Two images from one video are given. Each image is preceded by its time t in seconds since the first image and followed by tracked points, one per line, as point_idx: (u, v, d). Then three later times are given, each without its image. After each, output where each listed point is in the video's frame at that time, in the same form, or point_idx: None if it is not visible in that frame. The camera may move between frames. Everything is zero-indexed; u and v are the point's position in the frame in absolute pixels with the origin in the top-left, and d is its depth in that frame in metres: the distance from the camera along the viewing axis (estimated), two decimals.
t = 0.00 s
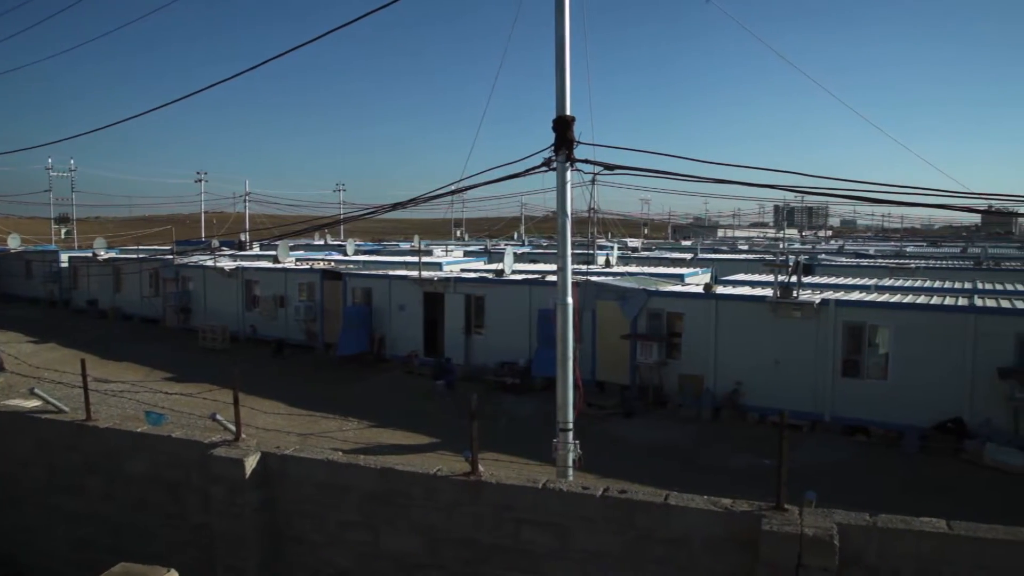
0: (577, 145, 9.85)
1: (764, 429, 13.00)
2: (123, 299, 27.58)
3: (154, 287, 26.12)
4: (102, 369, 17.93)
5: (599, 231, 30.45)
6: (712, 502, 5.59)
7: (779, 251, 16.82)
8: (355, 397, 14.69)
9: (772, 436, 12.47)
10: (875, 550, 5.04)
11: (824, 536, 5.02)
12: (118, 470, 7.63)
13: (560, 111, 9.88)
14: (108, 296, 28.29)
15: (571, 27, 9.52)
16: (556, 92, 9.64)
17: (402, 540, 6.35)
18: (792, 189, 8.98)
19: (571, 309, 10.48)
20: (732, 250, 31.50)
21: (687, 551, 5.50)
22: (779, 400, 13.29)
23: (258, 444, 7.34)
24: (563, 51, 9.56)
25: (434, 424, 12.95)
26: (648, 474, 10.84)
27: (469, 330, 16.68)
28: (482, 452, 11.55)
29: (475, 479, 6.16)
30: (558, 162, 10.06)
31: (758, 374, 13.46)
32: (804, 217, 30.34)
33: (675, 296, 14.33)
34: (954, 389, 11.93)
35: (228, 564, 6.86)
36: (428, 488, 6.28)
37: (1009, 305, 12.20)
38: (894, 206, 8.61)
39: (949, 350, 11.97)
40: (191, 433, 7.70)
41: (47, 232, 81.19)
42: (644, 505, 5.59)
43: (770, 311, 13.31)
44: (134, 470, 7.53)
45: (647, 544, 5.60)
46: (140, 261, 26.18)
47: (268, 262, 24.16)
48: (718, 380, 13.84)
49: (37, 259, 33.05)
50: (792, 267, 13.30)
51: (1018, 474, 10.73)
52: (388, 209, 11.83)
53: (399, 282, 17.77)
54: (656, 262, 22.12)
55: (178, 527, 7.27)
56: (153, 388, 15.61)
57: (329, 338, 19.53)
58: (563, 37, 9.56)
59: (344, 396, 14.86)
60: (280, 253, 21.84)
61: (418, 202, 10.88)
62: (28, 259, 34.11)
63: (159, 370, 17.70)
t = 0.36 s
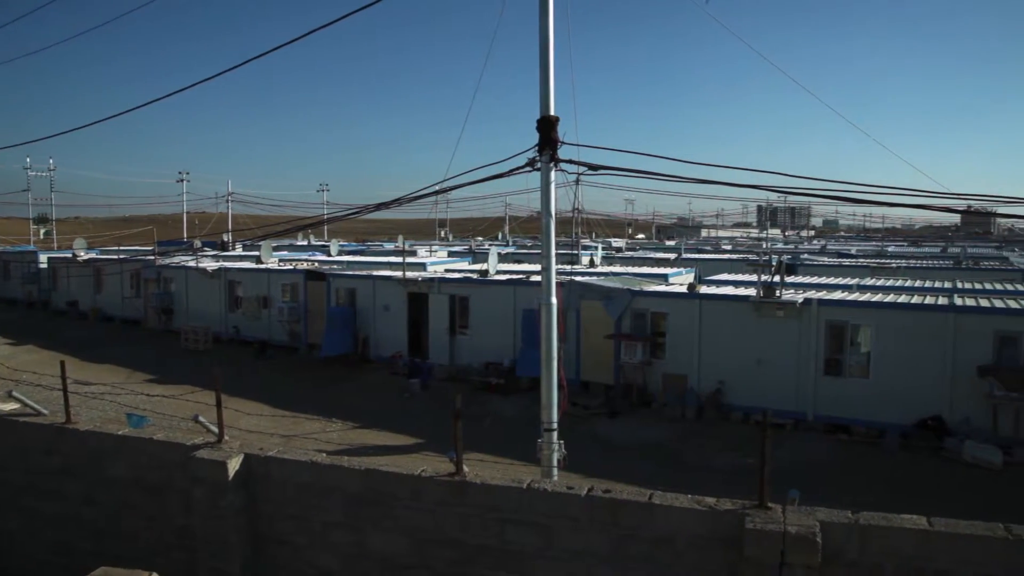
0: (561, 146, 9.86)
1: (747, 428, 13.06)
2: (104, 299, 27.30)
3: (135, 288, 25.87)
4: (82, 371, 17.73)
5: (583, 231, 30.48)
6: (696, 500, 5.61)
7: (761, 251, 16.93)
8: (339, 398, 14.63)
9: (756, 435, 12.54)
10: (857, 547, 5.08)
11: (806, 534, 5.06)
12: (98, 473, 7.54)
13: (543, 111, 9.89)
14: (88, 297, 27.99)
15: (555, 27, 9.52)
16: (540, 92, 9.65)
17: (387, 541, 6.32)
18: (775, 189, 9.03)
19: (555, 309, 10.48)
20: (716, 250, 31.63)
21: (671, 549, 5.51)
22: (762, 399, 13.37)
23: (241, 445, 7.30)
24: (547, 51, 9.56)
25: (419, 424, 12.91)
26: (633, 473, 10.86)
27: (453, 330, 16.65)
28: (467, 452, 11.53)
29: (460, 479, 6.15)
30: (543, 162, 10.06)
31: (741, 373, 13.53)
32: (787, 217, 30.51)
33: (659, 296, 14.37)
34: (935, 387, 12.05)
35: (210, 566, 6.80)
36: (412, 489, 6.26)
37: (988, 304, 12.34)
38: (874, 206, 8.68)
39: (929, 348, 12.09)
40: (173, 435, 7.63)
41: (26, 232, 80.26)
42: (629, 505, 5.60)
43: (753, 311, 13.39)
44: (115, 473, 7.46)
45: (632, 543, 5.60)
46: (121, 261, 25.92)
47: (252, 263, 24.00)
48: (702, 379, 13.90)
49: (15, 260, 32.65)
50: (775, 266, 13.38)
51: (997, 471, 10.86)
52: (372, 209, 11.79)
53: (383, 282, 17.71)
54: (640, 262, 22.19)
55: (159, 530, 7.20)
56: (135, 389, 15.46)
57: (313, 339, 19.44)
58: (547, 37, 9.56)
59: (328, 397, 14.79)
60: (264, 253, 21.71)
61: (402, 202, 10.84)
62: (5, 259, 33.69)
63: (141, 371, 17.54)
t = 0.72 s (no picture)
0: (544, 146, 9.87)
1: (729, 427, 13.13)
2: (83, 301, 26.99)
3: (115, 290, 25.61)
4: (60, 374, 17.51)
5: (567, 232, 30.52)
6: (679, 499, 5.62)
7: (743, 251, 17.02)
8: (322, 400, 14.54)
9: (738, 434, 12.61)
10: (838, 544, 5.12)
11: (789, 531, 5.09)
12: (77, 477, 7.45)
13: (527, 111, 9.89)
14: (66, 298, 27.66)
15: (537, 28, 9.52)
16: (523, 92, 9.65)
17: (370, 543, 6.28)
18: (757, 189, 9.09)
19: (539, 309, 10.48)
20: (699, 250, 31.73)
21: (654, 549, 5.52)
22: (744, 398, 13.45)
23: (223, 448, 7.24)
24: (530, 51, 9.56)
25: (403, 425, 12.87)
26: (617, 472, 10.88)
27: (437, 331, 16.61)
28: (451, 453, 11.50)
29: (443, 480, 6.13)
30: (526, 163, 10.05)
31: (724, 372, 13.60)
32: (769, 217, 30.69)
33: (642, 296, 14.41)
34: (915, 386, 12.17)
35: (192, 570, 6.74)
36: (396, 490, 6.24)
37: (967, 303, 12.48)
38: (854, 206, 8.75)
39: (909, 346, 12.22)
40: (153, 438, 7.55)
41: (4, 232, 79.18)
42: (613, 504, 5.60)
43: (735, 310, 13.45)
44: (93, 477, 7.37)
45: (615, 543, 5.61)
46: (100, 263, 25.68)
47: (233, 263, 23.81)
48: (685, 378, 13.95)
49: None
50: (757, 266, 13.46)
51: (975, 468, 11.01)
52: (355, 210, 11.74)
53: (366, 283, 17.64)
54: (623, 262, 22.26)
55: (139, 534, 7.11)
56: (115, 392, 15.29)
57: (295, 340, 19.33)
58: (529, 37, 9.56)
59: (311, 398, 14.72)
60: (245, 254, 21.57)
61: (386, 202, 10.81)
62: None
63: (120, 374, 17.34)
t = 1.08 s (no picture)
0: (526, 146, 9.87)
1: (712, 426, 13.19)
2: (61, 303, 26.67)
3: (94, 291, 25.33)
4: (39, 376, 17.28)
5: (550, 232, 30.59)
6: (662, 498, 5.64)
7: (725, 251, 17.10)
8: (304, 401, 14.46)
9: (721, 433, 12.68)
10: (820, 542, 5.16)
11: (770, 529, 5.12)
12: (54, 481, 7.35)
13: (509, 111, 9.88)
14: (44, 300, 27.32)
15: (519, 28, 9.51)
16: (505, 92, 9.63)
17: (353, 544, 6.25)
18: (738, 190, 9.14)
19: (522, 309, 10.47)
20: (681, 250, 31.84)
21: (637, 548, 5.53)
22: (726, 397, 13.52)
23: (204, 450, 7.17)
24: (512, 51, 9.55)
25: (386, 426, 12.82)
26: (601, 472, 10.90)
27: (420, 331, 16.56)
28: (436, 454, 11.47)
29: (427, 480, 6.10)
30: (508, 163, 10.04)
31: (706, 371, 13.66)
32: (751, 217, 30.89)
33: (625, 296, 14.44)
34: (894, 384, 12.29)
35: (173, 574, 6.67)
36: (378, 491, 6.20)
37: (945, 302, 12.62)
38: (834, 206, 8.82)
39: (888, 345, 12.34)
40: (132, 440, 7.47)
41: None
42: (596, 504, 5.60)
43: (717, 310, 13.52)
44: (72, 481, 7.27)
45: (599, 543, 5.61)
46: (79, 264, 25.40)
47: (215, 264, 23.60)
48: (667, 378, 14.00)
49: None
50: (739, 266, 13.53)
51: (953, 464, 11.15)
52: (337, 209, 11.68)
53: (348, 283, 17.56)
54: (606, 262, 22.32)
55: (118, 538, 7.02)
56: (94, 394, 15.12)
57: (276, 341, 19.21)
58: (512, 36, 9.55)
59: (294, 399, 14.63)
60: (227, 254, 21.41)
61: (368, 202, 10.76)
62: None
63: (100, 376, 17.15)
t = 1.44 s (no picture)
0: (510, 146, 9.86)
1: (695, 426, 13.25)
2: (39, 304, 26.35)
3: (72, 292, 25.05)
4: (17, 379, 17.05)
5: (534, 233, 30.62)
6: (646, 497, 5.65)
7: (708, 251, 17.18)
8: (287, 402, 14.38)
9: (704, 432, 12.74)
10: (802, 539, 5.20)
11: (753, 527, 5.15)
12: (32, 485, 7.25)
13: (492, 111, 9.87)
14: (21, 301, 26.99)
15: (503, 27, 9.51)
16: (488, 92, 9.62)
17: (337, 546, 6.21)
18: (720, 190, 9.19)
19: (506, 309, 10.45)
20: (664, 250, 31.93)
21: (621, 547, 5.54)
22: (709, 397, 13.58)
23: (186, 452, 7.10)
24: (495, 51, 9.54)
25: (370, 427, 12.77)
26: (586, 472, 10.91)
27: (403, 331, 16.51)
28: (420, 455, 11.43)
29: (411, 481, 6.08)
30: (492, 163, 10.03)
31: (690, 371, 13.72)
32: (733, 218, 31.05)
33: (609, 296, 14.46)
34: (875, 382, 12.40)
35: None
36: (362, 493, 6.16)
37: (925, 302, 12.75)
38: (815, 206, 8.88)
39: (869, 344, 12.44)
40: (112, 443, 7.38)
41: None
42: (580, 503, 5.60)
43: (700, 310, 13.58)
44: (50, 485, 7.17)
45: (583, 543, 5.61)
46: (57, 265, 25.11)
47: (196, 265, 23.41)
48: (651, 377, 14.04)
49: None
50: (722, 266, 13.59)
51: (932, 462, 11.28)
52: (320, 209, 11.61)
53: (331, 284, 17.47)
54: (590, 262, 22.37)
55: (98, 542, 6.94)
56: (73, 397, 14.93)
57: (259, 342, 19.09)
58: (495, 36, 9.55)
59: (277, 401, 14.54)
60: (208, 255, 21.24)
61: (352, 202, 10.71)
62: None
63: (79, 378, 16.94)
